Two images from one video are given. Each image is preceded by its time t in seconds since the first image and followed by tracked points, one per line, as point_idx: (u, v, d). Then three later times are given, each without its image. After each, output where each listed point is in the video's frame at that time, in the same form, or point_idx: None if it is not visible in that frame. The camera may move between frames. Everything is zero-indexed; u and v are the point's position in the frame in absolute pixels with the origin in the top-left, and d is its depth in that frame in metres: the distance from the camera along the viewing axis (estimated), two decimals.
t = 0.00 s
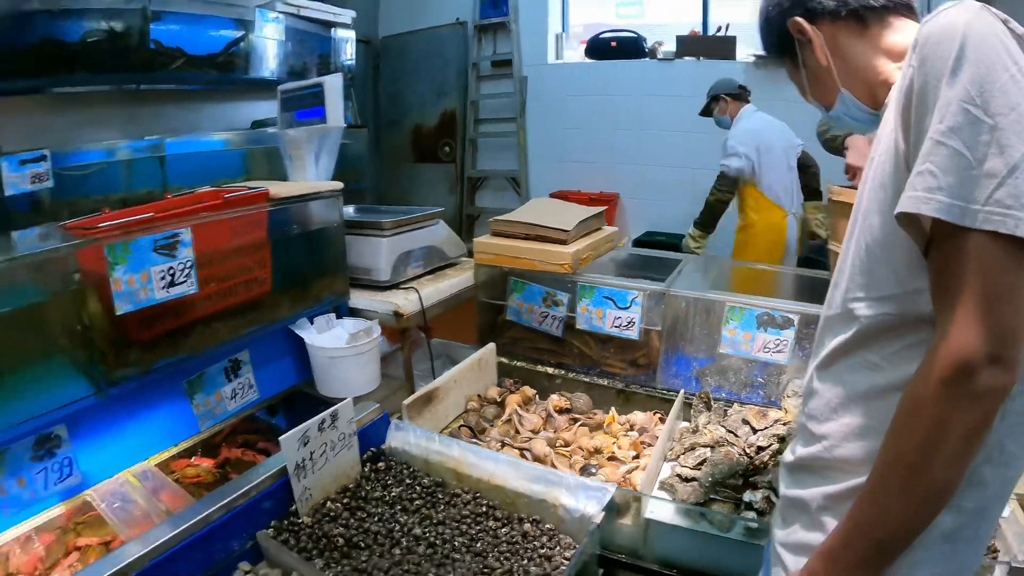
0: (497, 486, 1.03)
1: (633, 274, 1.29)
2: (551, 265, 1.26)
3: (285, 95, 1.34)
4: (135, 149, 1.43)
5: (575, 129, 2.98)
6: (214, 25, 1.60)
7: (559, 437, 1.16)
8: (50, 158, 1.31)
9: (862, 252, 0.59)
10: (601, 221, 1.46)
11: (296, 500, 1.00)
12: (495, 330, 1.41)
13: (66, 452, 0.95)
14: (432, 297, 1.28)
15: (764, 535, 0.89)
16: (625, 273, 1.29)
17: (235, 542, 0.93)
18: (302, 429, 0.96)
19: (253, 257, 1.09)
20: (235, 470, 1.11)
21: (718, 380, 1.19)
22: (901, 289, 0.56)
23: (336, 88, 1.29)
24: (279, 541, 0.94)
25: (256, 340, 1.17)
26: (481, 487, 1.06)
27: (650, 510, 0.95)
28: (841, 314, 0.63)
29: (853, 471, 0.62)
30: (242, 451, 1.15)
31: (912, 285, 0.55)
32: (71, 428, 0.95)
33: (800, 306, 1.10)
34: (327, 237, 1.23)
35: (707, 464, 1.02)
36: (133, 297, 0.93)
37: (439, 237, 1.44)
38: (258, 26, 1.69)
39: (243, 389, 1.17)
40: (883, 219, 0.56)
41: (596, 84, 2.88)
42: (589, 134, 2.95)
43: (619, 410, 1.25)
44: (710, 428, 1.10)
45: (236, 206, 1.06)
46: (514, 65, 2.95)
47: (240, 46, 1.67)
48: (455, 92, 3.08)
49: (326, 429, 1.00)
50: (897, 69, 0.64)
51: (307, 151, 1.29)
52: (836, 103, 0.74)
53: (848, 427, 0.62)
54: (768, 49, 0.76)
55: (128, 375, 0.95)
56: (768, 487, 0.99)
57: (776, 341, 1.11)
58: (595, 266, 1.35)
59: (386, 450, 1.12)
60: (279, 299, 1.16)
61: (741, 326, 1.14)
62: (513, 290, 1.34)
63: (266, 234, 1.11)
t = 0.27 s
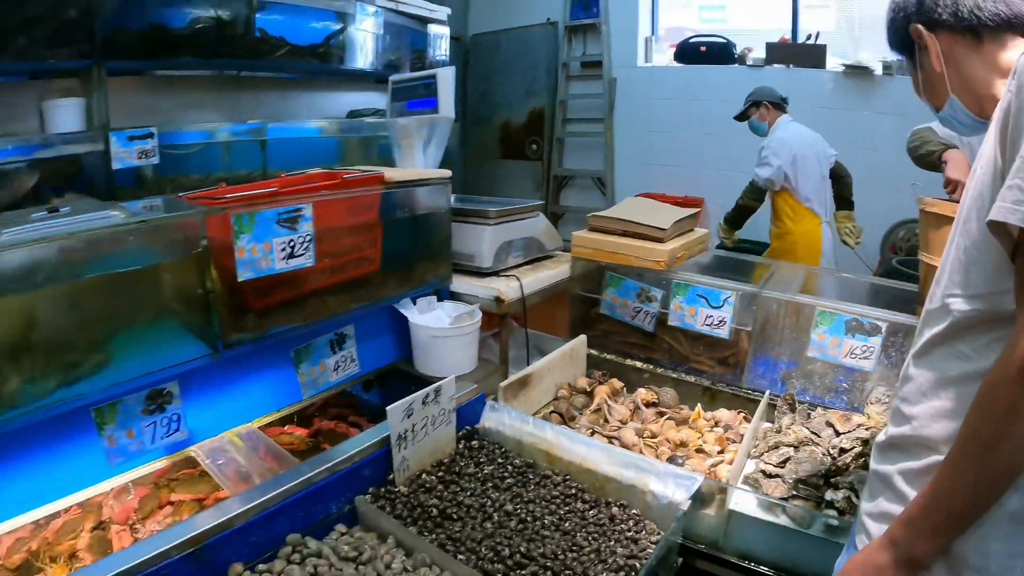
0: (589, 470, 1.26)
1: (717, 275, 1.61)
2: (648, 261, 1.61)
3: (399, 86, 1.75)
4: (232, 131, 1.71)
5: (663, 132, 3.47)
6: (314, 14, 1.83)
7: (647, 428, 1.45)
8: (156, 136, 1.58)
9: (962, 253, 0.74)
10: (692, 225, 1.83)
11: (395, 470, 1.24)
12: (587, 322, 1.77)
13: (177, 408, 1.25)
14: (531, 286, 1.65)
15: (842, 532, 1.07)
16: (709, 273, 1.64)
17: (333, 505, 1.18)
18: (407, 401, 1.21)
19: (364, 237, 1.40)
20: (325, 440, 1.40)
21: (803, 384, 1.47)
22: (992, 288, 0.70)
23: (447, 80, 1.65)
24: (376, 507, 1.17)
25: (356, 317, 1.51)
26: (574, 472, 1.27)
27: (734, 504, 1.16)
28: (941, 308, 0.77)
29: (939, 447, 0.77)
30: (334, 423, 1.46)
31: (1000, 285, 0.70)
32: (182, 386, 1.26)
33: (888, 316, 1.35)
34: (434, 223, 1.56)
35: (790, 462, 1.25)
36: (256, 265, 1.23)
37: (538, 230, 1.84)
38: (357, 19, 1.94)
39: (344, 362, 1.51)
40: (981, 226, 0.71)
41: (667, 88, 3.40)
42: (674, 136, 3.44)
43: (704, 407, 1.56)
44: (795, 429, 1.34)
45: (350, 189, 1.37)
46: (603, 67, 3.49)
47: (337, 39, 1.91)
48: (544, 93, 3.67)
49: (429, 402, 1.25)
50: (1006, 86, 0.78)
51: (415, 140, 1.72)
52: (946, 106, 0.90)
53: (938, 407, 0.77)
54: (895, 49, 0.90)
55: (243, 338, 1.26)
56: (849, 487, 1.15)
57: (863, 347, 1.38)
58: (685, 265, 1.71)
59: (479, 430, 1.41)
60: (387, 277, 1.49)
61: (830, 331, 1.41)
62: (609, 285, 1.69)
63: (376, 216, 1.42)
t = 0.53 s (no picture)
0: (659, 471, 1.41)
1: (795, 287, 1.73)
2: (728, 269, 1.74)
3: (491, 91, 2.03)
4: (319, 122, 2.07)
5: (739, 141, 3.79)
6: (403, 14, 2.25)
7: (717, 435, 1.58)
8: (246, 125, 1.93)
9: None
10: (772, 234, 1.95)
11: (471, 456, 1.42)
12: (662, 326, 1.93)
13: (265, 383, 1.38)
14: (613, 287, 1.77)
15: (903, 547, 1.13)
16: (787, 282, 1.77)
17: (409, 485, 1.35)
18: (488, 391, 1.38)
19: (453, 231, 1.50)
20: (401, 425, 1.52)
21: (873, 401, 1.58)
22: None
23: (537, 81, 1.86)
24: (451, 491, 1.35)
25: (440, 306, 1.61)
26: (645, 471, 1.44)
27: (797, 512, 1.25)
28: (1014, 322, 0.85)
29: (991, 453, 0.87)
30: (409, 409, 1.58)
31: None
32: (271, 362, 1.38)
33: (961, 337, 1.43)
34: (519, 219, 1.66)
35: (855, 476, 1.32)
36: (350, 252, 1.33)
37: (621, 233, 1.93)
38: (443, 18, 2.36)
39: (427, 349, 1.62)
40: None
41: (744, 100, 3.73)
42: (749, 147, 3.77)
43: (774, 416, 1.68)
44: (862, 444, 1.42)
45: (441, 184, 1.46)
46: (685, 73, 3.82)
47: (421, 36, 2.34)
48: (624, 97, 4.09)
49: (509, 393, 1.43)
50: None
51: (502, 137, 1.82)
52: None
53: (994, 419, 0.87)
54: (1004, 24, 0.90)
55: (330, 322, 1.35)
56: (912, 504, 1.23)
57: (936, 366, 1.46)
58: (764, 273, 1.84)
59: (552, 425, 1.58)
60: (472, 272, 1.58)
61: (903, 348, 1.51)
62: (687, 290, 1.84)
63: (465, 211, 1.51)
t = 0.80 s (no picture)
0: (721, 474, 1.42)
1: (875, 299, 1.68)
2: (803, 275, 1.72)
3: (571, 87, 2.03)
4: (402, 116, 2.37)
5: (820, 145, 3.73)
6: (482, 10, 2.53)
7: (782, 444, 1.61)
8: (329, 117, 2.26)
9: None
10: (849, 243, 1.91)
11: (537, 448, 1.45)
12: (735, 330, 1.94)
13: (341, 364, 1.45)
14: (686, 288, 1.78)
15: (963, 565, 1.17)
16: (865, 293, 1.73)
17: (474, 471, 1.40)
18: (558, 385, 1.41)
19: (530, 225, 1.52)
20: (469, 413, 1.54)
21: (943, 420, 1.54)
22: None
23: (619, 81, 1.89)
24: (514, 480, 1.38)
25: (516, 299, 1.65)
26: (707, 474, 1.45)
27: (857, 527, 1.24)
28: None
29: None
30: (479, 399, 1.61)
31: None
32: (348, 344, 1.45)
33: None
34: (599, 217, 1.68)
35: (919, 495, 1.33)
36: (430, 242, 1.37)
37: (698, 235, 1.93)
38: (526, 16, 2.66)
39: (499, 342, 1.66)
40: None
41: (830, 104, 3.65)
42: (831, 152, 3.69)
43: (842, 428, 1.68)
44: (928, 463, 1.43)
45: (521, 180, 1.48)
46: (767, 75, 3.78)
47: (504, 34, 2.62)
48: (704, 98, 4.05)
49: (580, 388, 1.46)
50: None
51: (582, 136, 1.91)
52: None
53: None
54: None
55: (411, 310, 1.40)
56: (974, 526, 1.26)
57: (1009, 388, 1.41)
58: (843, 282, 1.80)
59: (619, 423, 1.60)
60: (548, 267, 1.62)
61: (976, 366, 1.46)
62: (761, 295, 1.84)
63: (544, 206, 1.53)
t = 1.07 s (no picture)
0: (722, 477, 1.44)
1: (878, 299, 1.68)
2: (806, 276, 1.73)
3: (572, 90, 1.83)
4: (409, 122, 2.50)
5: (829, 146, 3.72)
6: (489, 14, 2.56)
7: (785, 446, 1.62)
8: (336, 122, 2.32)
9: None
10: (855, 243, 1.91)
11: (539, 450, 1.47)
12: (739, 332, 1.95)
13: (346, 367, 1.48)
14: (689, 291, 1.75)
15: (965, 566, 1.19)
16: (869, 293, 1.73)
17: (477, 473, 1.42)
18: (559, 388, 1.42)
19: (533, 230, 1.52)
20: (474, 417, 1.56)
21: (949, 421, 1.54)
22: None
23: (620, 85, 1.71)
24: (516, 481, 1.40)
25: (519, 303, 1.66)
26: (708, 476, 1.46)
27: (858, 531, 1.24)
28: None
29: None
30: (484, 402, 1.64)
31: None
32: (353, 348, 1.47)
33: None
34: (601, 220, 1.65)
35: (921, 498, 1.35)
36: (432, 247, 1.38)
37: (701, 237, 1.93)
38: (531, 20, 2.69)
39: (503, 345, 1.68)
40: None
41: (838, 104, 3.64)
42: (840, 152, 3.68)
43: (846, 430, 1.70)
44: (932, 466, 1.45)
45: (523, 184, 1.49)
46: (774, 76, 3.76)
47: (510, 38, 2.64)
48: (712, 99, 4.04)
49: (580, 391, 1.46)
50: None
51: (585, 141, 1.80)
52: None
53: None
54: None
55: (414, 313, 1.42)
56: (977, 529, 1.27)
57: (1013, 389, 1.41)
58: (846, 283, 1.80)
59: (621, 425, 1.61)
60: (551, 270, 1.60)
61: (981, 367, 1.45)
62: (764, 297, 1.84)
63: (546, 210, 1.53)
